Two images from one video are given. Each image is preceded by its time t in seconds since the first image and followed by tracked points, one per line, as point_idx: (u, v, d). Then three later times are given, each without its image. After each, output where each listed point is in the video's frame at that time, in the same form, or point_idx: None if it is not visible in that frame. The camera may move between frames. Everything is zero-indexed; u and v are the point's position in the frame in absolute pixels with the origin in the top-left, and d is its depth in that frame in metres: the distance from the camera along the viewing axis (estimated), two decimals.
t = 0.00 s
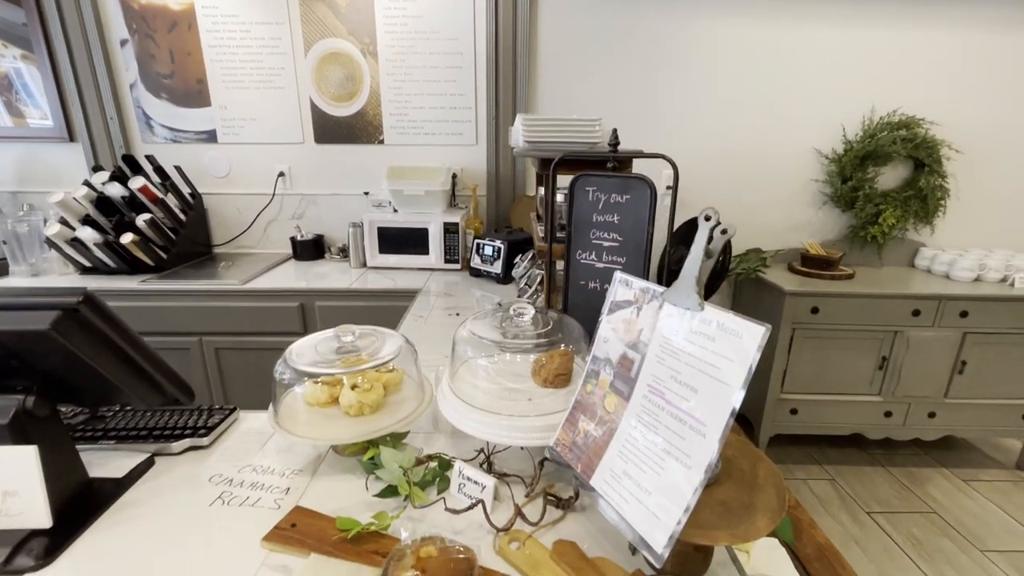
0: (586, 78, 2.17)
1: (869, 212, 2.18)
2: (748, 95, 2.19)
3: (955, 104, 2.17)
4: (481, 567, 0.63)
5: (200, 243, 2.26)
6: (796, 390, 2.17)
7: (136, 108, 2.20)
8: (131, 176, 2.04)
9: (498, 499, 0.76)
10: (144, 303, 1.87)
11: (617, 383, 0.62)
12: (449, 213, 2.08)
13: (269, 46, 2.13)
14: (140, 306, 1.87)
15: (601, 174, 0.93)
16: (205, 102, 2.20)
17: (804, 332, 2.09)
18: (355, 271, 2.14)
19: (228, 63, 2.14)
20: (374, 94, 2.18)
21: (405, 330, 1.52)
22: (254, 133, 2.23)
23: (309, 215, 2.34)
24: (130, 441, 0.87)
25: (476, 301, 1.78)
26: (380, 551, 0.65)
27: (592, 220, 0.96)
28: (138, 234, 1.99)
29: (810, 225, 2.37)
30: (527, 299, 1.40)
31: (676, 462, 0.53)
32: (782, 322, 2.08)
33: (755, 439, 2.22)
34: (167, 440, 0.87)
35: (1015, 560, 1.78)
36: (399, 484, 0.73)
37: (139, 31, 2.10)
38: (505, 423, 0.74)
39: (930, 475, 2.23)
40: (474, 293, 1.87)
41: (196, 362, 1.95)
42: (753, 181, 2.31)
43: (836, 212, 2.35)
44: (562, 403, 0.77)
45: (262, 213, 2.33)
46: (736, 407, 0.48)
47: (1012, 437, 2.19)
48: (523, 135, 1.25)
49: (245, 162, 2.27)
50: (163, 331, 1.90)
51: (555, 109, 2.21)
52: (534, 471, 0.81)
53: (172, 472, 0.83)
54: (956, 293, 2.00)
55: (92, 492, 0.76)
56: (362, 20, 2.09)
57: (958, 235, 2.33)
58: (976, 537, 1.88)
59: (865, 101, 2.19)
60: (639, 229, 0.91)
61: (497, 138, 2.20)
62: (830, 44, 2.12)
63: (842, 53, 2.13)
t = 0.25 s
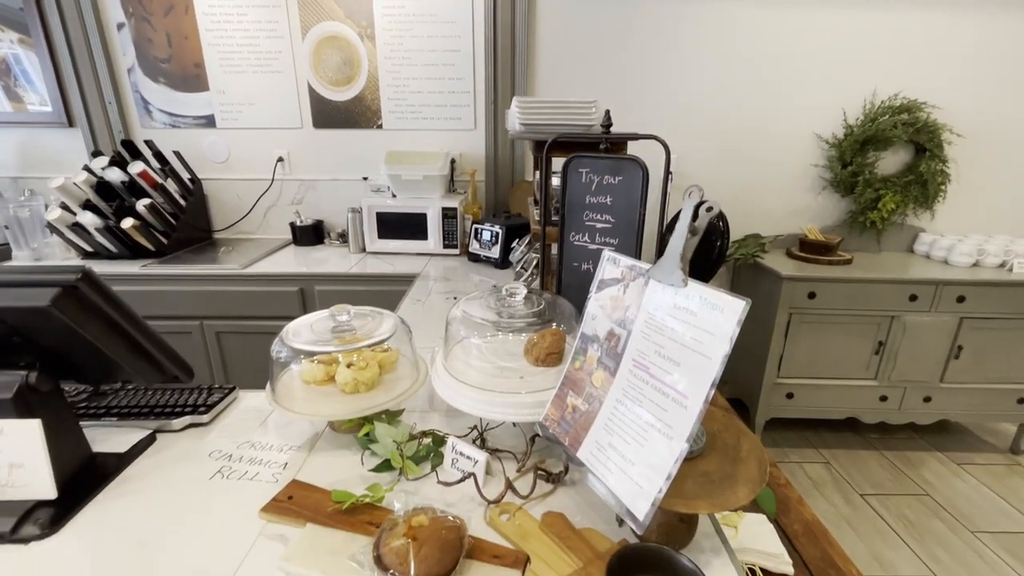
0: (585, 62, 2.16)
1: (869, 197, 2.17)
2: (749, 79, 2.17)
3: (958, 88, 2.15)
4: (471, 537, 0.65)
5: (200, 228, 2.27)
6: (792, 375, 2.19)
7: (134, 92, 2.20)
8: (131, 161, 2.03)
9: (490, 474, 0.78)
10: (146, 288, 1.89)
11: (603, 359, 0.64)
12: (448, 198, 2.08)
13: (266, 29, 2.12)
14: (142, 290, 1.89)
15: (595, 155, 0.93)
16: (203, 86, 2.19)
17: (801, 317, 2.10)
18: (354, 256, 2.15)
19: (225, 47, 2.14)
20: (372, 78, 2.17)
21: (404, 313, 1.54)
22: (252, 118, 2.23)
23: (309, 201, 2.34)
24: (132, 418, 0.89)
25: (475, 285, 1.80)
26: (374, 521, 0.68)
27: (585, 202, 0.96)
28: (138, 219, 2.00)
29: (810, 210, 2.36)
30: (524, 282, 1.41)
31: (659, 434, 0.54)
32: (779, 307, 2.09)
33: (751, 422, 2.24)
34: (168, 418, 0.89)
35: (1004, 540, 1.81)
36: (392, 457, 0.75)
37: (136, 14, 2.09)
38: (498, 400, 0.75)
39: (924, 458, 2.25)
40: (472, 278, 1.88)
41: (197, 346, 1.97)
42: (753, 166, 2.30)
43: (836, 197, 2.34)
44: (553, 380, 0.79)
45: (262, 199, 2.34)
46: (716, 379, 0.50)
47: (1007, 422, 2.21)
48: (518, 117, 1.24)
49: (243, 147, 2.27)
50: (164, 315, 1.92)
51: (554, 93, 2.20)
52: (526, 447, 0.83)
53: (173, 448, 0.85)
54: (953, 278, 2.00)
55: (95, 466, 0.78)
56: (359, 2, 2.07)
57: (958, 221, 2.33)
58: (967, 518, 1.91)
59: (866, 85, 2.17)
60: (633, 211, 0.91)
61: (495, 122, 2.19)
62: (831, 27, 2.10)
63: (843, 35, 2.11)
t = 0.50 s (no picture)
0: (585, 48, 2.14)
1: (871, 184, 2.17)
2: (751, 65, 2.16)
3: (963, 73, 2.13)
4: (466, 513, 0.67)
5: (202, 216, 2.28)
6: (791, 362, 2.20)
7: (134, 80, 2.20)
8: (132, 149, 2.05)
9: (485, 454, 0.79)
10: (149, 276, 1.91)
11: (596, 340, 0.65)
12: (448, 186, 2.09)
13: (265, 16, 2.11)
14: (146, 278, 1.90)
15: (591, 140, 0.94)
16: (203, 74, 2.19)
17: (800, 305, 2.10)
18: (355, 244, 2.16)
19: (224, 34, 2.13)
20: (372, 65, 2.17)
21: (405, 299, 1.56)
22: (252, 106, 2.23)
23: (310, 189, 2.35)
24: (136, 400, 0.91)
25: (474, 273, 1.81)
26: (371, 498, 0.69)
27: (581, 187, 0.97)
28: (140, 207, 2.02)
29: (812, 198, 2.35)
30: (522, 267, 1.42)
31: (648, 412, 0.56)
32: (778, 294, 2.10)
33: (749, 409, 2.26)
34: (172, 400, 0.91)
35: (999, 525, 1.82)
36: (389, 436, 0.77)
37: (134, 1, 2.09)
38: (494, 381, 0.77)
39: (922, 445, 2.26)
40: (472, 265, 1.89)
41: (201, 333, 1.99)
42: (754, 153, 2.29)
43: (838, 184, 2.33)
44: (548, 362, 0.80)
45: (263, 187, 2.34)
46: (704, 357, 0.51)
47: (1005, 409, 2.22)
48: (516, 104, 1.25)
49: (244, 134, 2.27)
50: (168, 302, 1.94)
51: (554, 80, 2.18)
52: (521, 428, 0.84)
53: (176, 429, 0.87)
54: (954, 266, 2.00)
55: (101, 446, 0.80)
56: None
57: (961, 208, 2.32)
58: (963, 504, 1.92)
59: (869, 70, 2.15)
60: (628, 195, 0.92)
61: (496, 109, 2.18)
62: (835, 11, 2.07)
63: (847, 20, 2.08)
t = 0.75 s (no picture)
0: (586, 31, 2.12)
1: (874, 169, 2.15)
2: (754, 49, 2.13)
3: (970, 55, 2.09)
4: (461, 488, 0.68)
5: (204, 203, 2.29)
6: (791, 348, 2.21)
7: (134, 66, 2.20)
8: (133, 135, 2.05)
9: (482, 433, 0.81)
10: (153, 262, 1.92)
11: (588, 320, 0.66)
12: (448, 172, 2.09)
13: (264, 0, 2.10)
14: (149, 264, 1.92)
15: (587, 123, 0.94)
16: (203, 59, 2.19)
17: (801, 291, 2.10)
18: (357, 231, 2.17)
19: (224, 19, 2.12)
20: (372, 50, 2.16)
21: (405, 284, 1.57)
22: (252, 92, 2.23)
23: (311, 175, 2.35)
24: (140, 380, 0.93)
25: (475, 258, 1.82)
26: (369, 474, 0.71)
27: (578, 171, 0.98)
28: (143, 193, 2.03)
29: (814, 183, 2.34)
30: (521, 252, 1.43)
31: (639, 388, 0.57)
32: (779, 280, 2.10)
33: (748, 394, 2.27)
34: (175, 380, 0.93)
35: (995, 509, 1.84)
36: (387, 415, 0.79)
37: None
38: (492, 361, 0.78)
39: (920, 430, 2.28)
40: (473, 251, 1.90)
41: (205, 318, 2.02)
42: (756, 138, 2.27)
43: (841, 170, 2.31)
44: (543, 342, 0.81)
45: (264, 173, 2.35)
46: (692, 333, 0.52)
47: (1005, 395, 2.22)
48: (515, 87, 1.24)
49: (244, 121, 2.27)
50: (172, 288, 1.96)
51: (555, 64, 2.17)
52: (517, 408, 0.86)
53: (180, 408, 0.89)
54: (956, 251, 1.99)
55: (107, 424, 0.82)
56: None
57: (966, 194, 2.30)
58: (960, 488, 1.94)
59: (874, 53, 2.12)
60: (624, 178, 0.93)
61: (496, 95, 2.17)
62: None
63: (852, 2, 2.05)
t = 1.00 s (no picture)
0: (588, 16, 2.10)
1: (878, 155, 2.13)
2: (757, 34, 2.11)
3: (977, 39, 2.06)
4: (458, 468, 0.69)
5: (206, 191, 2.30)
6: (791, 335, 2.21)
7: (134, 53, 2.20)
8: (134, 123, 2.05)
9: (479, 415, 0.82)
10: (155, 249, 1.94)
11: (583, 301, 0.66)
12: (449, 160, 2.08)
13: None
14: (152, 252, 1.94)
15: (585, 107, 0.95)
16: (202, 47, 2.18)
17: (802, 278, 2.10)
18: (358, 219, 2.18)
19: (223, 6, 2.11)
20: (372, 37, 2.14)
21: (406, 271, 1.58)
22: (253, 80, 2.22)
23: (312, 163, 2.35)
24: (143, 364, 0.94)
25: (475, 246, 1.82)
26: (368, 454, 0.72)
27: (577, 155, 0.98)
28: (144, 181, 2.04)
29: (818, 170, 2.32)
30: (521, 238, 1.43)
31: (632, 368, 0.57)
32: (780, 268, 2.09)
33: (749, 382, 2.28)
34: (177, 363, 0.95)
35: (993, 495, 1.85)
36: (385, 396, 0.80)
37: None
38: (489, 344, 0.78)
39: (920, 418, 2.28)
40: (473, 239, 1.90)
41: (208, 306, 2.03)
42: (759, 124, 2.25)
43: (844, 156, 2.29)
44: (539, 326, 0.82)
45: (265, 161, 2.35)
46: (684, 312, 0.52)
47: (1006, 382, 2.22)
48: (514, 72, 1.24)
49: (245, 108, 2.27)
50: (175, 276, 1.97)
51: (556, 50, 2.15)
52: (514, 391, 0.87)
53: (182, 391, 0.90)
54: (958, 238, 1.98)
55: (111, 405, 0.84)
56: None
57: (971, 181, 2.28)
58: (958, 475, 1.95)
59: (879, 37, 2.09)
60: (622, 162, 0.93)
61: (497, 81, 2.16)
62: None
63: None
